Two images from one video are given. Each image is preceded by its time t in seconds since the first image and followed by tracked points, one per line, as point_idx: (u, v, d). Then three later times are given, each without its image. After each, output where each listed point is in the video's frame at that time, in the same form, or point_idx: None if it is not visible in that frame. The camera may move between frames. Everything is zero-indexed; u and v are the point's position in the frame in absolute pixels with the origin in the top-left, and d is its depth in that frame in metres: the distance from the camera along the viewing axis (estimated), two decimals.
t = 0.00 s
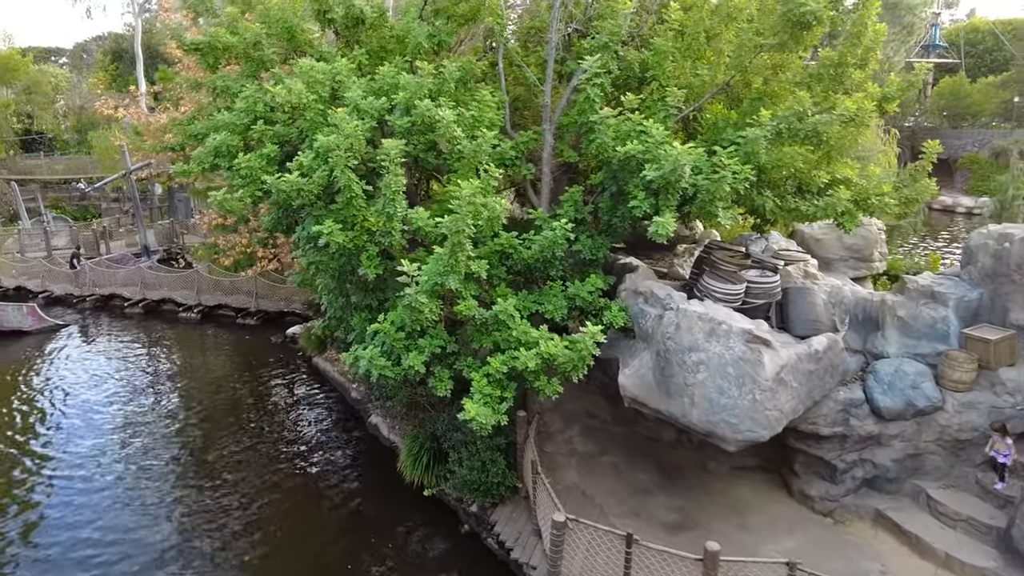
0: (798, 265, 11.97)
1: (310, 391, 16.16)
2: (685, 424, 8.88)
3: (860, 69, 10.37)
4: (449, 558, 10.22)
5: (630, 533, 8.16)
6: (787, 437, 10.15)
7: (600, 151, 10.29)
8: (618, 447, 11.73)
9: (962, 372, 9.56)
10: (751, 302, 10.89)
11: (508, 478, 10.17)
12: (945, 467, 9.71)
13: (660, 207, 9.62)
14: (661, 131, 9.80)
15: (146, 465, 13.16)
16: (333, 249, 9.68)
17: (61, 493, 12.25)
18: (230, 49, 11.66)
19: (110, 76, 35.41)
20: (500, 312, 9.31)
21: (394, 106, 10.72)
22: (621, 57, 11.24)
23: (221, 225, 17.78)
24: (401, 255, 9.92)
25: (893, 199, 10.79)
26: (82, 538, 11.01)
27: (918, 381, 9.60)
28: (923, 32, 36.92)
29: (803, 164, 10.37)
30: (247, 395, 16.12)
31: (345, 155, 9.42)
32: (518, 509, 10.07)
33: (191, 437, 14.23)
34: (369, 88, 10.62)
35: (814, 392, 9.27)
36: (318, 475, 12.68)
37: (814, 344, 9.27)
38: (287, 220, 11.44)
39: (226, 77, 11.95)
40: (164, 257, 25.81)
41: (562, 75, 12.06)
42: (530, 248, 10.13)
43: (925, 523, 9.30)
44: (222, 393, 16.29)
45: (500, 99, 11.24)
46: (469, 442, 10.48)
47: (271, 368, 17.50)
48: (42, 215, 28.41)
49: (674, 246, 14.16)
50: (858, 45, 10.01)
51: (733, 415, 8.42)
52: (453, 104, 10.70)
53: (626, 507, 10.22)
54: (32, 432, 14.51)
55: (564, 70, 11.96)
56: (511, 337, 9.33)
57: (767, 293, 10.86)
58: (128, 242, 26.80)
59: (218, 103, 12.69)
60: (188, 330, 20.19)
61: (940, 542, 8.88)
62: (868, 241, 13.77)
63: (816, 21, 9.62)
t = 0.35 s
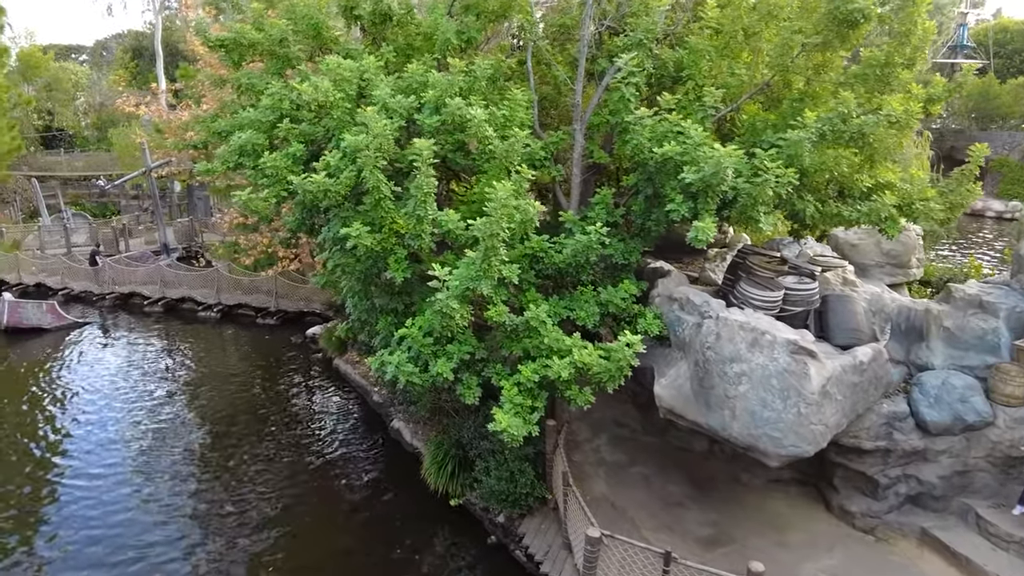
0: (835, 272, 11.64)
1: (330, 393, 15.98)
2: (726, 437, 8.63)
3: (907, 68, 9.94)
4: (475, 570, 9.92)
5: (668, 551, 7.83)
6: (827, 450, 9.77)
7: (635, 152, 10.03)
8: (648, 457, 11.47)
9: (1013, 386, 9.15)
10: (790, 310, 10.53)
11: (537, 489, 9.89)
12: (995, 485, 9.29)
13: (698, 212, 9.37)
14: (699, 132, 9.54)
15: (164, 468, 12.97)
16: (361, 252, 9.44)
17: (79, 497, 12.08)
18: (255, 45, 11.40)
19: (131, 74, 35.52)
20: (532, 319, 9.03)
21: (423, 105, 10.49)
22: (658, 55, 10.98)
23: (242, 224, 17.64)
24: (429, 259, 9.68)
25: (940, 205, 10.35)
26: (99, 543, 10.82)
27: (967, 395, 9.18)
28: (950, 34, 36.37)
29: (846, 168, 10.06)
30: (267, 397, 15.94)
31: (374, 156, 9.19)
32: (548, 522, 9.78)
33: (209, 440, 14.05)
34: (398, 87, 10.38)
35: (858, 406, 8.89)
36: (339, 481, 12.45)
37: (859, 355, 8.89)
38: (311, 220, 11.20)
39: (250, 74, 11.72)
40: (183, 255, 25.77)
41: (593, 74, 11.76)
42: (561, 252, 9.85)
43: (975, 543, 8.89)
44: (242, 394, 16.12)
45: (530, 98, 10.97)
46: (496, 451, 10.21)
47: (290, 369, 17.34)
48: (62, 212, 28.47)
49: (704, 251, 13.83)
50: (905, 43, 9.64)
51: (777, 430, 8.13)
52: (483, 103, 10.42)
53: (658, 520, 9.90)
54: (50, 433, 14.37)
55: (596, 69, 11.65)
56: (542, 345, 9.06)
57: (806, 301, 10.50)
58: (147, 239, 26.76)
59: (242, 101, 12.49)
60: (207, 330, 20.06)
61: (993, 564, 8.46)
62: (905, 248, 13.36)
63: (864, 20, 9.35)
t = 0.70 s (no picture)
0: (878, 277, 11.24)
1: (352, 395, 15.78)
2: (771, 451, 8.36)
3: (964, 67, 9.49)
4: None
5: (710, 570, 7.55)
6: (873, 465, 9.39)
7: (675, 153, 9.79)
8: (682, 468, 11.17)
9: None
10: (831, 317, 10.22)
11: (569, 501, 9.65)
12: None
13: (741, 215, 9.05)
14: (742, 132, 9.22)
15: (184, 472, 12.78)
16: (390, 256, 9.19)
17: (100, 501, 11.93)
18: (283, 43, 11.17)
19: (152, 73, 35.63)
20: (567, 325, 8.73)
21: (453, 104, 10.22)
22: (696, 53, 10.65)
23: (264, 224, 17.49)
24: (460, 262, 9.42)
25: (994, 210, 9.91)
26: (121, 549, 10.65)
27: None
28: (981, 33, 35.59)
29: (894, 170, 9.67)
30: (289, 399, 15.76)
31: (405, 156, 8.94)
32: (580, 535, 9.54)
33: (231, 443, 13.87)
34: (429, 85, 10.12)
35: (908, 419, 8.49)
36: (363, 487, 12.22)
37: (910, 366, 8.48)
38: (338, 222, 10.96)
39: (277, 72, 11.50)
40: (204, 254, 25.72)
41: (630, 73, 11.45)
42: (596, 256, 9.55)
43: None
44: (263, 396, 15.95)
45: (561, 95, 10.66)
46: (528, 460, 9.93)
47: (311, 370, 17.17)
48: (84, 209, 28.56)
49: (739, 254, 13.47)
50: (961, 40, 9.21)
51: (825, 446, 7.80)
52: (516, 102, 10.12)
53: (694, 534, 9.63)
54: (71, 434, 14.26)
55: (631, 67, 11.32)
56: (577, 353, 8.77)
57: (848, 309, 10.14)
58: (169, 238, 26.75)
59: (268, 99, 12.29)
60: (229, 330, 19.94)
61: None
62: (948, 253, 12.76)
63: (918, 14, 9.02)
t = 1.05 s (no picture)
0: (925, 285, 10.80)
1: (376, 399, 15.56)
2: (819, 468, 8.01)
3: None
4: None
5: None
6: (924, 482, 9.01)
7: (718, 156, 9.52)
8: (720, 480, 10.82)
9: None
10: (876, 327, 9.82)
11: (604, 515, 9.37)
12: None
13: (788, 221, 8.71)
14: (789, 134, 8.90)
15: (207, 477, 12.61)
16: (422, 260, 8.92)
17: (122, 504, 11.77)
18: (312, 40, 10.95)
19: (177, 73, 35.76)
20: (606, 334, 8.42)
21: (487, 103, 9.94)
22: (737, 53, 10.34)
23: (290, 224, 17.35)
24: (494, 268, 9.14)
25: None
26: (143, 554, 10.47)
27: None
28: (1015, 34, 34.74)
29: (950, 176, 9.28)
30: (313, 402, 15.58)
31: (438, 157, 8.66)
32: (616, 550, 9.22)
33: (254, 446, 13.69)
34: (462, 84, 9.85)
35: (965, 436, 8.08)
36: (389, 494, 11.98)
37: (966, 380, 8.07)
38: (367, 224, 10.71)
39: (306, 70, 11.30)
40: (227, 254, 25.70)
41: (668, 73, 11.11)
42: (634, 261, 9.23)
43: None
44: (286, 398, 15.76)
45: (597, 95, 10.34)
46: (561, 472, 9.62)
47: (334, 373, 16.97)
48: (109, 208, 28.66)
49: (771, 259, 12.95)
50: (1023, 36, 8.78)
51: (879, 463, 7.44)
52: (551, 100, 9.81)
53: (735, 550, 9.27)
54: (94, 435, 14.17)
55: (669, 66, 10.98)
56: (616, 363, 8.45)
57: (895, 318, 9.76)
58: (192, 237, 26.77)
59: (296, 99, 12.09)
60: (252, 330, 19.84)
61: None
62: (994, 261, 12.32)
63: (978, 11, 8.72)
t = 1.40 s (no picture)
0: (981, 292, 10.33)
1: (404, 403, 15.35)
2: (878, 485, 7.74)
3: None
4: None
5: None
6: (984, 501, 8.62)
7: (768, 159, 9.20)
8: (763, 494, 10.47)
9: None
10: (931, 336, 9.38)
11: (647, 530, 9.17)
12: None
13: (843, 226, 8.32)
14: (844, 136, 8.52)
15: (235, 480, 12.48)
16: (459, 265, 8.65)
17: (150, 508, 11.66)
18: (346, 38, 10.73)
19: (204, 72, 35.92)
20: (650, 344, 8.10)
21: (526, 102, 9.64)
22: (785, 49, 9.94)
23: (318, 225, 17.21)
24: (532, 273, 8.86)
25: None
26: (170, 559, 10.34)
27: None
28: None
29: (1014, 177, 8.81)
30: (341, 404, 15.42)
31: (477, 159, 8.36)
32: (659, 566, 8.96)
33: (282, 450, 13.53)
34: (500, 82, 9.56)
35: None
36: (420, 501, 11.76)
37: None
38: (401, 226, 10.47)
39: (339, 69, 11.08)
40: (253, 254, 25.69)
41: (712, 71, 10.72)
42: (678, 267, 8.92)
43: None
44: (313, 401, 15.60)
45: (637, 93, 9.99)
46: (602, 485, 9.44)
47: (361, 376, 16.80)
48: (137, 207, 28.81)
49: (818, 264, 12.78)
50: None
51: (945, 484, 7.11)
52: (592, 98, 9.49)
53: (782, 567, 8.94)
54: (122, 436, 14.11)
55: (713, 63, 10.60)
56: (662, 374, 8.16)
57: (950, 327, 9.34)
58: (219, 237, 26.82)
59: (329, 99, 11.90)
60: (279, 331, 19.76)
61: None
62: None
63: None
